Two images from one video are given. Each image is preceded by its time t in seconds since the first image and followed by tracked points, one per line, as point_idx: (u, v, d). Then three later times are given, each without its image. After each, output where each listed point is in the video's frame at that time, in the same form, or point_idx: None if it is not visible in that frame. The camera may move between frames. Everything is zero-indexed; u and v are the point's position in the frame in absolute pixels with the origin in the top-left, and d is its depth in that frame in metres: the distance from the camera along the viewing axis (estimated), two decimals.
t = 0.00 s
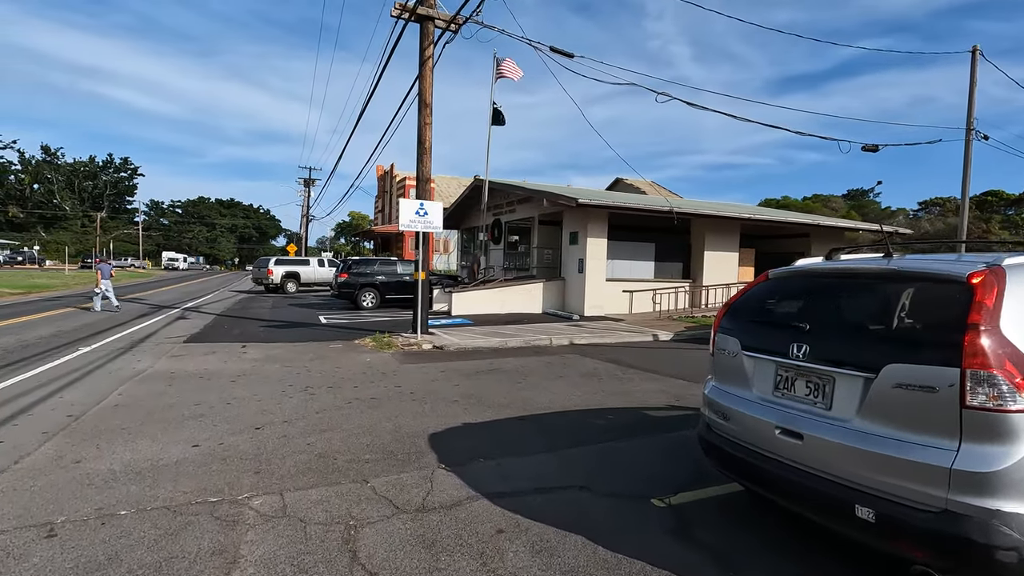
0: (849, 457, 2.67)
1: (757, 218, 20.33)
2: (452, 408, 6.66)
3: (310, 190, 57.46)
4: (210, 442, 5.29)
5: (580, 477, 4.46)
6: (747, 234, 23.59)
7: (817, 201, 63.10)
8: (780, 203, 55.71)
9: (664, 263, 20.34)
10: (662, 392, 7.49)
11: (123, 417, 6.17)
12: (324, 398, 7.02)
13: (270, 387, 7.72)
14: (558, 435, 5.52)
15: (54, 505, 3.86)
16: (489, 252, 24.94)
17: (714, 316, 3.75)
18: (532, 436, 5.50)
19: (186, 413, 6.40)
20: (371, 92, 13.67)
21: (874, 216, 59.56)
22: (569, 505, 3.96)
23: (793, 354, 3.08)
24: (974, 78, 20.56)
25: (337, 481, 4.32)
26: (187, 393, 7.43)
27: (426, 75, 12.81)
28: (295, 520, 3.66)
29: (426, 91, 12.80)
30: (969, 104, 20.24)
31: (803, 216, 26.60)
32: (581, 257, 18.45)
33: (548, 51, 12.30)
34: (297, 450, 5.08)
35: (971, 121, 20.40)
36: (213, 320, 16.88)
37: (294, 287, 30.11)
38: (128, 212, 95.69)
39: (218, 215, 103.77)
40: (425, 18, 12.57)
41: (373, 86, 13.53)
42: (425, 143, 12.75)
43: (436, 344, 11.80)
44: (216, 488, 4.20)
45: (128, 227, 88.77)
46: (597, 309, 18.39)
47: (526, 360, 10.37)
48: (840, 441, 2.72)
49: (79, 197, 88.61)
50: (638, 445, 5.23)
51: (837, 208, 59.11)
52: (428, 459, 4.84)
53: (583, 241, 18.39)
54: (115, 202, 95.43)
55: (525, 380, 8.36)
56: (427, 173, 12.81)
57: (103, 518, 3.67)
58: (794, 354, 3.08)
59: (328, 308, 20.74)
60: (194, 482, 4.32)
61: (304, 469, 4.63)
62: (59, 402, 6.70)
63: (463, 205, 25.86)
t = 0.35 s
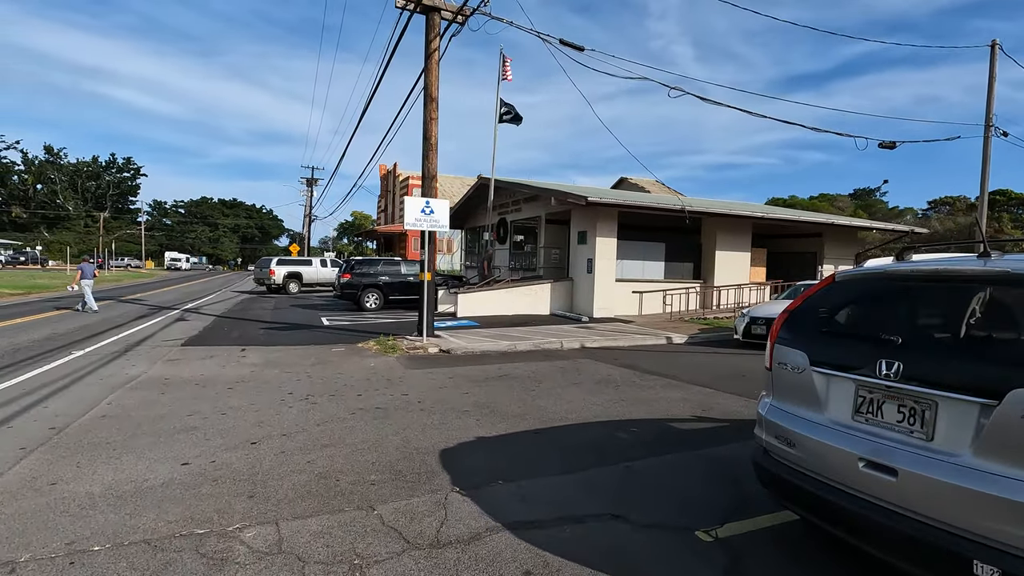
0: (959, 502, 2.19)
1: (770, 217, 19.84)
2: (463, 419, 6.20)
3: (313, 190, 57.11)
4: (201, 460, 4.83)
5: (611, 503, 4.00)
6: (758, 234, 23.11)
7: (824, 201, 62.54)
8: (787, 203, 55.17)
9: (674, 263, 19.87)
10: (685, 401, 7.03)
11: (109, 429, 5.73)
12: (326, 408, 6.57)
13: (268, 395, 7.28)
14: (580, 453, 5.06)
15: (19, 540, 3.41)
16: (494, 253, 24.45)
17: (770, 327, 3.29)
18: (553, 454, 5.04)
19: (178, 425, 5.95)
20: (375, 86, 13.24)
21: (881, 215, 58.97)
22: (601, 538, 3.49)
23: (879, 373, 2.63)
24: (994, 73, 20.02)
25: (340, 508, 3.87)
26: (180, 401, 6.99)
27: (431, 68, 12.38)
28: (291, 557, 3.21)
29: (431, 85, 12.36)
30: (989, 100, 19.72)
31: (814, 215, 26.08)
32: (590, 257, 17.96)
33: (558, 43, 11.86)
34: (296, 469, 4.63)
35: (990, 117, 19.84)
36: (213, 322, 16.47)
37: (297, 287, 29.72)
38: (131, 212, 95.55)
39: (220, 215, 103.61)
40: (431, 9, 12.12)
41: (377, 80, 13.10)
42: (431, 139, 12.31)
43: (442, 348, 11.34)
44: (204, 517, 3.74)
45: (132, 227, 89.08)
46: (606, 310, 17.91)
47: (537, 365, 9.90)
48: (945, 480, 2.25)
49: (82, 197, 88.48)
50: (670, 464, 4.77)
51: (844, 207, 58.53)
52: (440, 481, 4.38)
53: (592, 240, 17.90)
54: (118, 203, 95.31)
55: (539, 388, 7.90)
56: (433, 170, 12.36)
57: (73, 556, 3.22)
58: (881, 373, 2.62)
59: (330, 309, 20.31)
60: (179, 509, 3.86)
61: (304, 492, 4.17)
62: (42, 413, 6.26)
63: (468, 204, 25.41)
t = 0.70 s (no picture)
0: None
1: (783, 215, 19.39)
2: (479, 430, 5.80)
3: (317, 189, 56.87)
4: (198, 478, 4.45)
5: (652, 530, 3.59)
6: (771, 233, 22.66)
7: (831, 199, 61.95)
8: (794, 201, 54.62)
9: (686, 262, 19.44)
10: (713, 409, 6.61)
11: (100, 441, 5.35)
12: (331, 418, 6.17)
13: (271, 402, 6.90)
14: (610, 470, 4.65)
15: None
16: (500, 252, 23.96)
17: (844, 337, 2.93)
18: (579, 471, 4.64)
19: (174, 436, 5.56)
20: (382, 80, 12.87)
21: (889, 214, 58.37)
22: (645, 571, 3.09)
23: (1000, 394, 2.21)
24: (1014, 67, 19.51)
25: (350, 536, 3.48)
26: (177, 409, 6.61)
27: (440, 61, 12.00)
28: None
29: (439, 78, 11.98)
30: (1009, 95, 19.21)
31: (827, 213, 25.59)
32: (601, 256, 17.53)
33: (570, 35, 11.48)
34: (301, 488, 4.24)
35: (1011, 112, 19.34)
36: (215, 323, 16.13)
37: (300, 287, 29.38)
38: (135, 212, 95.55)
39: (224, 215, 103.57)
40: None
41: (383, 74, 12.73)
42: (439, 134, 11.92)
43: (451, 351, 10.93)
44: (197, 547, 3.34)
45: (136, 228, 89.10)
46: (617, 311, 17.47)
47: (551, 369, 9.48)
48: None
49: (87, 197, 88.46)
50: (710, 484, 4.36)
51: (852, 205, 57.92)
52: (460, 503, 3.98)
53: (603, 239, 17.47)
54: (122, 203, 95.32)
55: (556, 394, 7.49)
56: (441, 166, 11.96)
57: None
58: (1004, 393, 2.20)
59: (335, 310, 19.94)
60: (170, 537, 3.46)
61: (309, 516, 3.77)
62: (31, 422, 5.89)
63: (473, 203, 25.02)
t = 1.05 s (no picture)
0: None
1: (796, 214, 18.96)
2: (493, 442, 5.42)
3: (320, 188, 56.52)
4: (191, 498, 4.07)
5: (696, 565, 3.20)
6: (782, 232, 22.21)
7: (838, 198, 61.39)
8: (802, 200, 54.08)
9: (696, 262, 19.02)
10: (741, 418, 6.23)
11: (88, 454, 4.97)
12: (336, 428, 5.80)
13: (271, 410, 6.53)
14: (640, 490, 4.27)
15: None
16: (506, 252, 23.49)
17: (939, 351, 2.59)
18: (606, 491, 4.26)
19: (168, 447, 5.20)
20: (386, 74, 12.53)
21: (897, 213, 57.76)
22: None
23: None
24: None
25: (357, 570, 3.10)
26: (173, 417, 6.25)
27: (447, 53, 11.63)
28: None
29: (447, 72, 11.61)
30: None
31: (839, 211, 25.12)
32: (610, 256, 17.13)
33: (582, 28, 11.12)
34: (303, 511, 3.85)
35: None
36: (216, 324, 15.79)
37: (303, 287, 29.03)
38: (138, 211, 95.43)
39: (227, 214, 103.44)
40: None
41: (388, 68, 12.37)
42: (446, 129, 11.56)
43: (459, 354, 10.55)
44: None
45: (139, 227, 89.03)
46: (627, 312, 17.08)
47: (564, 374, 9.10)
48: None
49: (90, 196, 88.38)
50: (752, 508, 3.98)
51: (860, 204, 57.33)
52: (479, 530, 3.59)
53: (612, 238, 17.06)
54: (125, 202, 95.24)
55: (572, 401, 7.10)
56: (448, 162, 11.58)
57: None
58: None
59: (338, 310, 19.57)
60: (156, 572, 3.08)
61: (312, 545, 3.39)
62: (16, 433, 5.52)
63: (478, 202, 24.64)
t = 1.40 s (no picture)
0: None
1: (808, 213, 18.50)
2: (504, 455, 4.97)
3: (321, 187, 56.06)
4: (168, 522, 3.63)
5: None
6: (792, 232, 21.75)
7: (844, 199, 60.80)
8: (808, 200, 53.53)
9: (706, 262, 18.56)
10: (769, 429, 5.79)
11: (61, 469, 4.54)
12: (333, 439, 5.36)
13: (265, 418, 6.10)
14: (669, 512, 3.84)
15: None
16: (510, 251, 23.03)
17: None
18: (631, 513, 3.83)
19: (149, 461, 4.76)
20: (390, 65, 12.13)
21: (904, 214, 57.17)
22: None
23: None
24: None
25: None
26: (159, 426, 5.81)
27: (452, 44, 11.21)
28: None
29: (452, 63, 11.19)
30: None
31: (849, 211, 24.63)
32: (618, 255, 16.68)
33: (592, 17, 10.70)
34: (295, 538, 3.42)
35: None
36: (214, 324, 15.36)
37: (304, 287, 28.61)
38: (140, 211, 95.16)
39: (229, 214, 103.15)
40: None
41: (391, 60, 11.95)
42: (451, 122, 11.13)
43: (464, 356, 10.10)
44: None
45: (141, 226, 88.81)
46: (635, 313, 16.62)
47: (575, 378, 8.65)
48: None
49: (92, 195, 88.13)
50: (799, 535, 3.54)
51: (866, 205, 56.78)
52: (494, 562, 3.16)
53: (620, 237, 16.60)
54: (128, 201, 95.02)
55: (585, 409, 6.66)
56: (453, 157, 11.15)
57: None
58: None
59: (338, 310, 19.15)
60: None
61: None
62: None
63: (482, 200, 24.18)
